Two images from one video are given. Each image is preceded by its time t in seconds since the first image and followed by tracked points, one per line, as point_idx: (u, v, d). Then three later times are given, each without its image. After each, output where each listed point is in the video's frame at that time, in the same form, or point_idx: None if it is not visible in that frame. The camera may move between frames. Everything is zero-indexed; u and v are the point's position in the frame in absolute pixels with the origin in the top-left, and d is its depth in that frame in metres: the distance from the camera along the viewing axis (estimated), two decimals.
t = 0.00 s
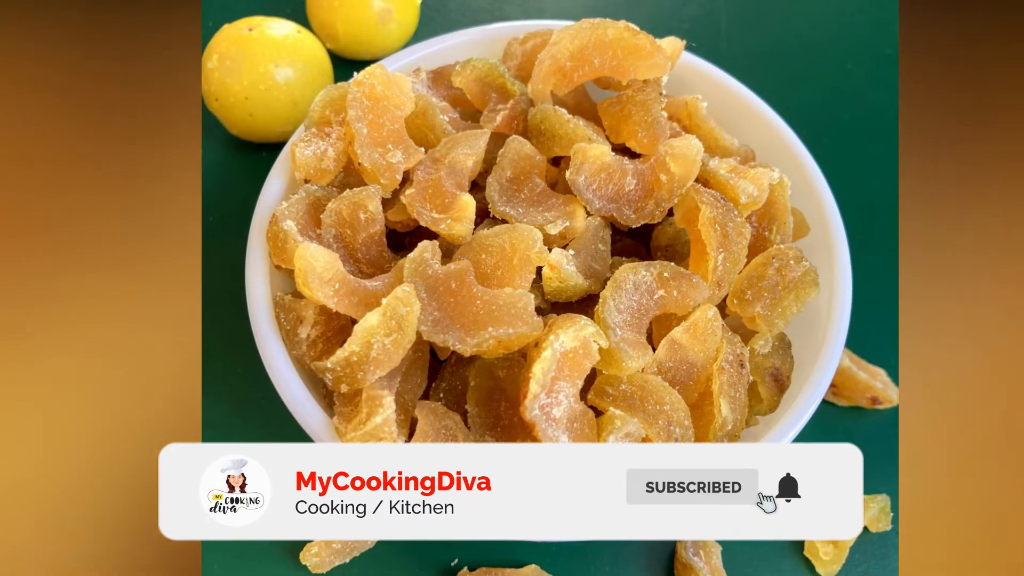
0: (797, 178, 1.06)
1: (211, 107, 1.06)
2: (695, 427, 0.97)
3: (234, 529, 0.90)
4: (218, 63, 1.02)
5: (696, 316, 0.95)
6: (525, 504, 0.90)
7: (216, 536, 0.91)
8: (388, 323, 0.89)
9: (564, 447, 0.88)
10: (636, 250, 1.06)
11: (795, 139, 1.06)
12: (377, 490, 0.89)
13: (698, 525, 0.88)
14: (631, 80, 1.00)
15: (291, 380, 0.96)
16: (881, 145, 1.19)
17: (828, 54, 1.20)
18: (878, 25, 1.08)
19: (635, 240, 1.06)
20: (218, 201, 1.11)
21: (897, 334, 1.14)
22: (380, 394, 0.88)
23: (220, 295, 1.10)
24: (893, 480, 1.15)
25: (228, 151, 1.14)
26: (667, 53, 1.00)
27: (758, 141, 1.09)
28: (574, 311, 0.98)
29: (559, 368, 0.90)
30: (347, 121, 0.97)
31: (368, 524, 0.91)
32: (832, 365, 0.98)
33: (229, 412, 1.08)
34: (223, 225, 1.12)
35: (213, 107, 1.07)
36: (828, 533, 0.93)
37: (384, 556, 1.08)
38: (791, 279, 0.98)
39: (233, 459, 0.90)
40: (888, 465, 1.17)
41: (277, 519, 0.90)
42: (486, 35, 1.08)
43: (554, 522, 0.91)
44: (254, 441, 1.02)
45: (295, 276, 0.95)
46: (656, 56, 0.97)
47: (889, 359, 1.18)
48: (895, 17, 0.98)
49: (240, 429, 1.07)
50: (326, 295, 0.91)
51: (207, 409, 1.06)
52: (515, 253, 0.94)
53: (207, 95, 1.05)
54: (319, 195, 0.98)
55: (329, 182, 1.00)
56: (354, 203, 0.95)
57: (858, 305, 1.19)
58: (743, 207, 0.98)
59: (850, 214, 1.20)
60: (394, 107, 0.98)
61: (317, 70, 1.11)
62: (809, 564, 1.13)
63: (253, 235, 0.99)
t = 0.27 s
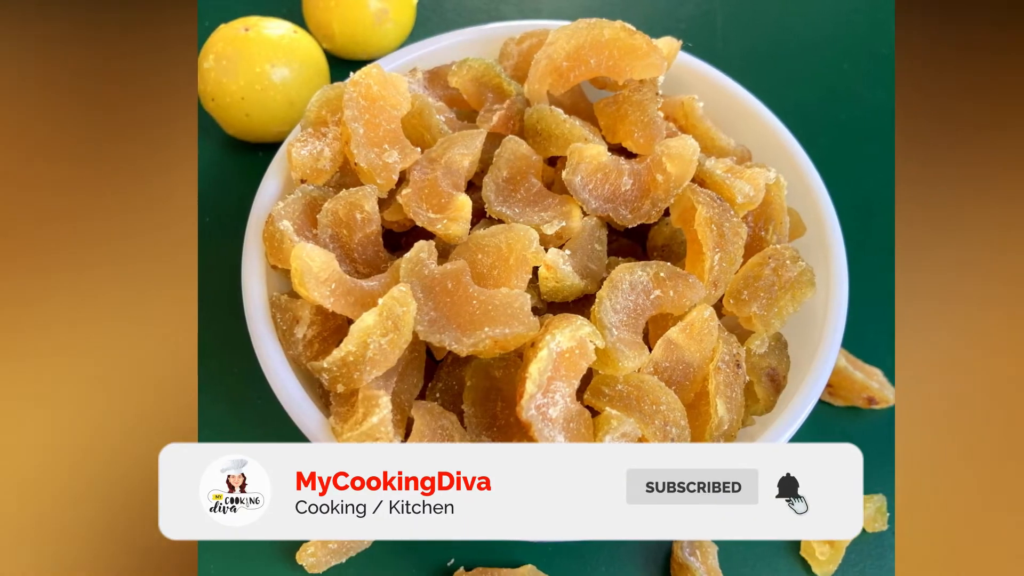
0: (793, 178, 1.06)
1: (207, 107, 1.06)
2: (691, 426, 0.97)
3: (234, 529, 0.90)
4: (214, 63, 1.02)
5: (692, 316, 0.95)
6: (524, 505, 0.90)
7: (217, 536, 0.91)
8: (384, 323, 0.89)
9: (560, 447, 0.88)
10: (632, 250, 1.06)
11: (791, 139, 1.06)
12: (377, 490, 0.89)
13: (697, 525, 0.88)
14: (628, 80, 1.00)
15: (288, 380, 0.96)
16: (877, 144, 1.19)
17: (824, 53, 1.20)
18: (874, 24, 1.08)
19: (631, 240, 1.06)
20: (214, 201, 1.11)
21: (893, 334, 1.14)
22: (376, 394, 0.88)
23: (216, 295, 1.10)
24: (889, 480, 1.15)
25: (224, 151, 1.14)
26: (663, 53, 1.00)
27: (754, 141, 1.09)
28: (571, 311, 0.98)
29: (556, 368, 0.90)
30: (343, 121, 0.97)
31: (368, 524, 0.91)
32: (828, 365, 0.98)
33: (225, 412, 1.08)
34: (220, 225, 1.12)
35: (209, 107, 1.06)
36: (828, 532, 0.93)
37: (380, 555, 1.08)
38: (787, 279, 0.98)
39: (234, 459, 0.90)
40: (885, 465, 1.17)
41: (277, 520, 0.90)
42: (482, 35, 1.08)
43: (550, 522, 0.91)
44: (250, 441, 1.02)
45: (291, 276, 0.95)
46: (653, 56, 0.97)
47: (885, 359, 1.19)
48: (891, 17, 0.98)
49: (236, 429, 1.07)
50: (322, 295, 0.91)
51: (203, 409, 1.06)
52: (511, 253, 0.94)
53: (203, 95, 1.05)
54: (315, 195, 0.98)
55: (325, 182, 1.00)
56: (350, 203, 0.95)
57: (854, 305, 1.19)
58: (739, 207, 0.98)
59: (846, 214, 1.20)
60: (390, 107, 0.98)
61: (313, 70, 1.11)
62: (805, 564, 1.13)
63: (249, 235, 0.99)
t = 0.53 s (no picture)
0: (789, 178, 1.06)
1: (203, 107, 1.06)
2: (687, 427, 0.97)
3: (235, 529, 0.90)
4: (210, 63, 1.02)
5: (688, 316, 0.95)
6: (525, 503, 0.89)
7: (217, 536, 0.91)
8: (380, 323, 0.89)
9: (556, 447, 0.88)
10: (628, 250, 1.06)
11: (787, 139, 1.06)
12: (377, 490, 0.89)
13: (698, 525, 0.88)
14: (623, 80, 1.00)
15: (283, 380, 0.96)
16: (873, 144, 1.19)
17: (820, 54, 1.20)
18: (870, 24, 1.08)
19: (627, 240, 1.06)
20: (210, 201, 1.11)
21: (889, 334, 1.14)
22: (372, 394, 0.88)
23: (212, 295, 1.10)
24: (886, 480, 1.15)
25: (220, 151, 1.14)
26: (659, 53, 1.00)
27: (750, 141, 1.09)
28: (566, 312, 0.98)
29: (552, 368, 0.90)
30: (339, 121, 0.97)
31: (368, 524, 0.90)
32: (824, 365, 0.98)
33: (221, 412, 1.08)
34: (215, 226, 1.12)
35: (205, 107, 1.06)
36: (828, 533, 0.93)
37: (376, 556, 1.08)
38: (783, 279, 0.98)
39: (233, 459, 0.89)
40: (881, 465, 1.17)
41: (277, 519, 0.90)
42: (478, 35, 1.08)
43: (547, 523, 0.91)
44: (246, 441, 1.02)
45: (286, 276, 0.95)
46: (648, 56, 0.97)
47: (880, 359, 1.19)
48: (887, 17, 0.98)
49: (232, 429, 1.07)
50: (318, 295, 0.91)
51: (198, 409, 1.06)
52: (507, 252, 0.94)
53: (199, 95, 1.05)
54: (311, 195, 0.98)
55: (321, 182, 1.00)
56: (346, 203, 0.95)
57: (850, 305, 1.19)
58: (735, 207, 0.98)
59: (842, 213, 1.20)
60: (386, 107, 0.98)
61: (309, 70, 1.11)
62: (801, 564, 1.14)
63: (245, 235, 0.99)
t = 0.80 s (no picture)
0: (785, 178, 1.06)
1: (199, 107, 1.06)
2: (683, 427, 0.97)
3: (234, 529, 0.90)
4: (206, 63, 1.02)
5: (685, 316, 0.95)
6: (524, 504, 0.90)
7: (217, 536, 0.91)
8: (376, 323, 0.89)
9: (552, 447, 0.88)
10: (624, 250, 1.06)
11: (783, 139, 1.06)
12: (377, 490, 0.89)
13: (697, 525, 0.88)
14: (620, 80, 1.00)
15: (279, 380, 0.96)
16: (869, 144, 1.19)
17: (816, 54, 1.20)
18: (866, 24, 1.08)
19: (623, 240, 1.06)
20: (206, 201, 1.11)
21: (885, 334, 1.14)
22: (368, 394, 0.88)
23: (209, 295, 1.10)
24: (882, 480, 1.15)
25: (216, 151, 1.14)
26: (655, 54, 1.00)
27: (746, 141, 1.09)
28: (563, 312, 0.98)
29: (548, 368, 0.90)
30: (335, 121, 0.97)
31: (368, 524, 0.90)
32: (820, 365, 0.98)
33: (217, 412, 1.08)
34: (212, 226, 1.12)
35: (201, 107, 1.06)
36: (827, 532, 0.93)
37: (372, 555, 1.08)
38: (779, 279, 0.98)
39: (233, 459, 0.89)
40: (877, 465, 1.17)
41: (276, 519, 0.90)
42: (474, 35, 1.08)
43: (543, 523, 0.91)
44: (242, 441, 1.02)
45: (282, 276, 0.95)
46: (645, 56, 0.97)
47: (876, 359, 1.19)
48: (883, 17, 0.98)
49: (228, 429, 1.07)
50: (314, 295, 0.91)
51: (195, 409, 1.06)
52: (503, 253, 0.94)
53: (195, 95, 1.05)
54: (307, 196, 0.98)
55: (317, 182, 1.00)
56: (342, 203, 0.95)
57: (846, 305, 1.19)
58: (731, 207, 0.98)
59: (838, 213, 1.20)
60: (382, 107, 0.98)
61: (305, 70, 1.11)
62: (797, 564, 1.14)
63: (241, 235, 0.99)
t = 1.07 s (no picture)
0: (781, 178, 1.06)
1: (195, 107, 1.06)
2: (679, 427, 0.97)
3: (235, 529, 0.90)
4: (202, 63, 1.02)
5: (680, 316, 0.95)
6: (525, 504, 0.89)
7: (217, 536, 0.90)
8: (372, 323, 0.89)
9: (548, 447, 0.88)
10: (620, 250, 1.06)
11: (778, 139, 1.06)
12: (377, 490, 0.89)
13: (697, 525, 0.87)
14: (615, 80, 1.00)
15: (275, 380, 0.96)
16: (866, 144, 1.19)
17: (812, 54, 1.21)
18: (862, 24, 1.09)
19: (619, 240, 1.06)
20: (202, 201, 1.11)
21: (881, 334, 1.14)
22: (364, 394, 0.88)
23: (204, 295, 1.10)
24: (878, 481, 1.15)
25: (212, 151, 1.14)
26: (651, 53, 1.00)
27: (742, 141, 1.09)
28: (558, 312, 0.98)
29: (544, 368, 0.90)
30: (331, 121, 0.97)
31: (368, 524, 0.90)
32: (816, 364, 0.98)
33: (212, 412, 1.08)
34: (207, 225, 1.12)
35: (197, 107, 1.06)
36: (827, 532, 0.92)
37: (368, 555, 1.08)
38: (774, 279, 0.98)
39: (233, 459, 0.89)
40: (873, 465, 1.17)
41: (277, 519, 0.89)
42: (470, 35, 1.08)
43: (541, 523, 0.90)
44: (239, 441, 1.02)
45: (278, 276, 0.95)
46: (640, 56, 0.97)
47: (872, 359, 1.19)
48: (879, 17, 0.98)
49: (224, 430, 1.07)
50: (310, 295, 0.91)
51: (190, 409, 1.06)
52: (499, 253, 0.94)
53: (191, 95, 1.05)
54: (302, 195, 0.98)
55: (313, 182, 1.00)
56: (338, 203, 0.95)
57: (842, 305, 1.20)
58: (727, 207, 0.98)
59: (834, 213, 1.20)
60: (378, 107, 0.98)
61: (301, 70, 1.11)
62: (793, 564, 1.14)
63: (237, 235, 0.99)
